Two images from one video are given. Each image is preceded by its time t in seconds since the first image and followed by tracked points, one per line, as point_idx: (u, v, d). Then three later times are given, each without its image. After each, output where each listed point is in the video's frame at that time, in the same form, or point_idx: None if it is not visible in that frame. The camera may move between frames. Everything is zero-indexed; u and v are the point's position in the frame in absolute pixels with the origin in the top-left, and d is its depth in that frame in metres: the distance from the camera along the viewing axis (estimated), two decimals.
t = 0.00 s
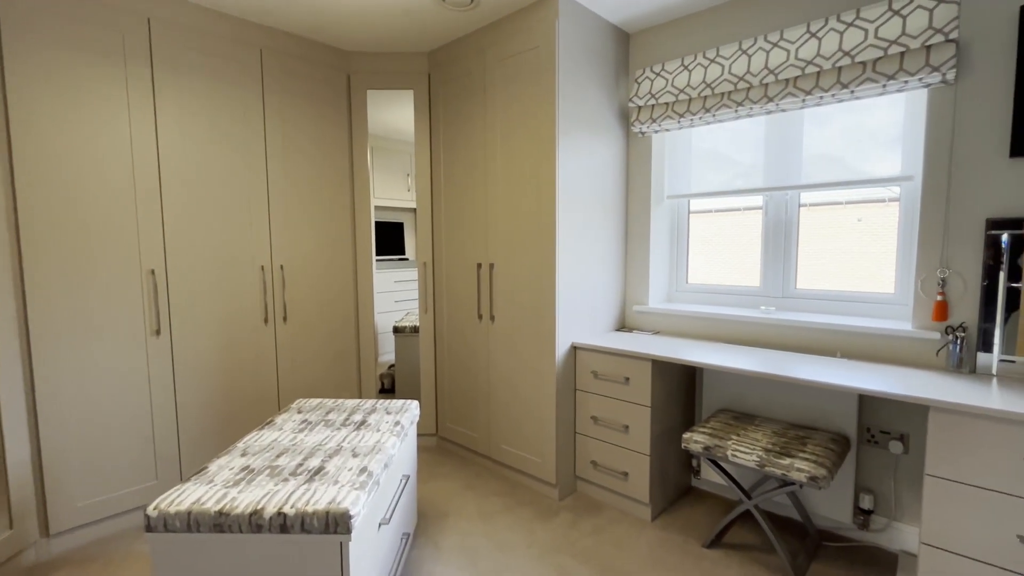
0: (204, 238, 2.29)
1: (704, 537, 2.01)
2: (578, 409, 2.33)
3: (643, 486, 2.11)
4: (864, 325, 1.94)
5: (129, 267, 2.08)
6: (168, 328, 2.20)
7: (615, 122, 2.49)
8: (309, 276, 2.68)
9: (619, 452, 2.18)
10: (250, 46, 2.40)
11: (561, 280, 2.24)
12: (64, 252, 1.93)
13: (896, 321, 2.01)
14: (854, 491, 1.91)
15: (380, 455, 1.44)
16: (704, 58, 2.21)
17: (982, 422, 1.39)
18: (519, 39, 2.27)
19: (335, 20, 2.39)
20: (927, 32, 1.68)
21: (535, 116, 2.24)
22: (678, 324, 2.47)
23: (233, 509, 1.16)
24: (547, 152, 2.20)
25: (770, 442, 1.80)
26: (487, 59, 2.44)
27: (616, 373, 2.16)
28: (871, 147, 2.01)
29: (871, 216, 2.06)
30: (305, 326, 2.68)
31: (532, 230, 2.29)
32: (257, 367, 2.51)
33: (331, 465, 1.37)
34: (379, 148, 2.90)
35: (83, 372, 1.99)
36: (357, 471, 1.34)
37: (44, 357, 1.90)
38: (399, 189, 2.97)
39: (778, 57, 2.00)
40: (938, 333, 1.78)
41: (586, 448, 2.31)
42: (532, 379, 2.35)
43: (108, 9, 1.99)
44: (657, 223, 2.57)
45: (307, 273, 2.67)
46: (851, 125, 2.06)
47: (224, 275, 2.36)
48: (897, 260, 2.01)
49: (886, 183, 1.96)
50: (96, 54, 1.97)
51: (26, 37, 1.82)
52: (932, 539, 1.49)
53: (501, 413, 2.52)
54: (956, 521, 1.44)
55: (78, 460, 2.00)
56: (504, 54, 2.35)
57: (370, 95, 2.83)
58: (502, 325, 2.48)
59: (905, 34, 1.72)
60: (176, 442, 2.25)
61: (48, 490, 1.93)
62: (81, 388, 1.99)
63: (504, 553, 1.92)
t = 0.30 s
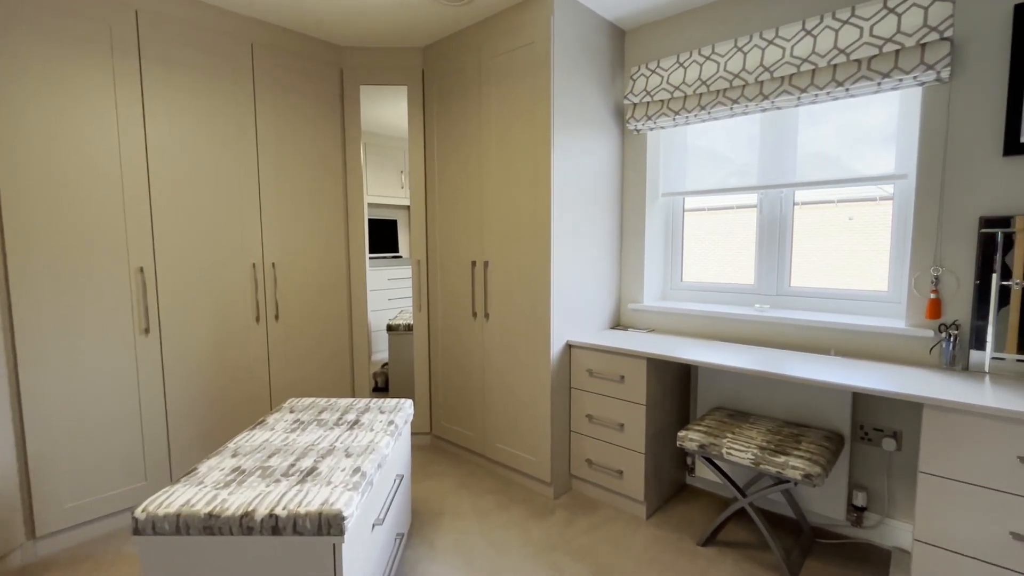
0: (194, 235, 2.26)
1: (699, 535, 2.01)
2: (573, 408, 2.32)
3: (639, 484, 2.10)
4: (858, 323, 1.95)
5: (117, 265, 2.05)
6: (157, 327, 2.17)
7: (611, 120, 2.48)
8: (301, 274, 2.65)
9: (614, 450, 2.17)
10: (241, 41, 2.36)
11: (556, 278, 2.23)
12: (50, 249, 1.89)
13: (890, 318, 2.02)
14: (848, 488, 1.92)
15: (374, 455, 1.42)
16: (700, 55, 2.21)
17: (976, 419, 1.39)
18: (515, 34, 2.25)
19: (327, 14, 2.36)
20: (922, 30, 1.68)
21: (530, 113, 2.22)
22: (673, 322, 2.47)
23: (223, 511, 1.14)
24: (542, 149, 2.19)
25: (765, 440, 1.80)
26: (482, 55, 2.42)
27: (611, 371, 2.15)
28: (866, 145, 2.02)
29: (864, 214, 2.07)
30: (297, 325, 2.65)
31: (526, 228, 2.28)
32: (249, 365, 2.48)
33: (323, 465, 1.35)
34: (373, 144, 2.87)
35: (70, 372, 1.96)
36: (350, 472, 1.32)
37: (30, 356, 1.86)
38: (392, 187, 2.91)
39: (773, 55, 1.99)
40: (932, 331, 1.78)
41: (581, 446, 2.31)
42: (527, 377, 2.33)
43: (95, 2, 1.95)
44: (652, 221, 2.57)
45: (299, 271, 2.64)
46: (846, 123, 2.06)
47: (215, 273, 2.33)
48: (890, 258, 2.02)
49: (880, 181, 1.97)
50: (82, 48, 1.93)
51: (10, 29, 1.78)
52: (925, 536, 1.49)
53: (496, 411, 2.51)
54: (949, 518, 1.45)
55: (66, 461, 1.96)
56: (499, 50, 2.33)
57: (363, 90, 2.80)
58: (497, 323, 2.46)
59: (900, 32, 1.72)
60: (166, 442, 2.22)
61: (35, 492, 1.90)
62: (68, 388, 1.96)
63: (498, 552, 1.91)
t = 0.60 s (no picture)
0: (184, 230, 2.21)
1: (698, 534, 1.99)
2: (570, 406, 2.29)
3: (637, 483, 2.08)
4: (859, 320, 1.93)
5: (104, 260, 1.99)
6: (146, 324, 2.12)
7: (608, 114, 2.44)
8: (294, 270, 2.60)
9: (613, 449, 2.15)
10: (232, 31, 2.31)
11: (554, 274, 2.20)
12: (33, 244, 1.83)
13: (889, 315, 2.00)
14: (847, 487, 1.91)
15: (368, 455, 1.39)
16: (699, 48, 2.18)
17: (979, 417, 1.38)
18: (512, 26, 2.21)
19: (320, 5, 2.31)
20: (926, 23, 1.66)
21: (528, 107, 2.18)
22: (672, 319, 2.44)
23: (212, 515, 1.10)
24: (540, 143, 2.15)
25: (765, 439, 1.78)
26: (478, 47, 2.38)
27: (609, 369, 2.13)
28: (865, 141, 2.00)
29: (861, 212, 2.06)
30: (290, 322, 2.60)
31: (523, 223, 2.25)
32: (240, 363, 2.44)
33: (316, 466, 1.32)
34: (367, 138, 2.82)
35: (55, 370, 1.91)
36: (345, 473, 1.28)
37: (13, 355, 1.81)
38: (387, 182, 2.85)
39: (774, 48, 1.97)
40: (933, 328, 1.77)
41: (579, 444, 2.28)
42: (524, 375, 2.30)
43: None
44: (650, 217, 2.54)
45: (292, 267, 2.59)
46: (846, 119, 2.04)
47: (205, 269, 2.28)
48: (887, 255, 2.01)
49: (880, 177, 1.95)
50: (66, 36, 1.87)
51: None
52: (928, 535, 1.48)
53: (492, 409, 2.48)
54: (951, 516, 1.43)
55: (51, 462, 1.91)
56: (496, 42, 2.29)
57: (357, 83, 2.75)
58: (493, 320, 2.43)
59: (903, 25, 1.70)
60: (155, 441, 2.17)
61: (19, 494, 1.85)
62: (53, 387, 1.90)
63: (495, 553, 1.88)
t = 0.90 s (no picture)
0: (174, 225, 2.16)
1: (698, 533, 1.97)
2: (569, 404, 2.26)
3: (636, 482, 2.05)
4: (861, 316, 1.90)
5: (91, 256, 1.95)
6: (135, 321, 2.07)
7: (607, 107, 2.41)
8: (288, 266, 2.56)
9: (611, 447, 2.12)
10: (224, 22, 2.26)
11: (552, 270, 2.16)
12: (17, 239, 1.78)
13: (891, 312, 1.98)
14: (849, 485, 1.88)
15: (361, 455, 1.35)
16: (700, 40, 2.14)
17: (986, 415, 1.35)
18: (509, 18, 2.17)
19: None
20: (932, 13, 1.62)
21: (525, 99, 2.14)
22: (671, 316, 2.41)
23: (198, 518, 1.06)
24: (538, 137, 2.11)
25: (766, 437, 1.75)
26: (475, 39, 2.34)
27: (608, 366, 2.10)
28: (867, 135, 1.97)
29: (861, 209, 2.04)
30: (283, 319, 2.56)
31: (520, 218, 2.21)
32: (233, 361, 2.40)
33: (307, 466, 1.28)
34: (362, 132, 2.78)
35: (41, 368, 1.86)
36: (337, 474, 1.25)
37: None
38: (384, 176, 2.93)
39: (777, 40, 1.93)
40: (937, 325, 1.74)
41: (577, 443, 2.25)
42: (522, 372, 2.27)
43: None
44: (650, 213, 2.51)
45: (285, 264, 2.55)
46: (848, 112, 2.01)
47: (196, 265, 2.24)
48: (886, 252, 1.99)
49: (883, 172, 1.92)
50: (50, 25, 1.82)
51: None
52: (932, 535, 1.45)
53: (489, 408, 2.45)
54: (956, 516, 1.41)
55: (37, 462, 1.87)
56: (493, 34, 2.25)
57: (352, 76, 2.70)
58: (490, 318, 2.40)
59: (908, 15, 1.66)
60: (145, 440, 2.13)
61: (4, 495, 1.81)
62: (39, 385, 1.86)
63: (492, 553, 1.85)
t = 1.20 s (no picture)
0: (167, 224, 2.13)
1: (699, 538, 1.92)
2: (568, 406, 2.22)
3: (636, 486, 2.01)
4: (867, 317, 1.86)
5: (82, 255, 1.92)
6: (127, 322, 2.04)
7: (607, 104, 2.37)
8: (283, 266, 2.53)
9: (611, 450, 2.08)
10: (218, 19, 2.23)
11: (551, 270, 2.12)
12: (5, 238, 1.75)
13: (897, 313, 1.93)
14: (855, 490, 1.84)
15: (353, 460, 1.31)
16: (701, 36, 2.10)
17: (996, 419, 1.31)
18: (507, 13, 2.14)
19: None
20: (939, 6, 1.58)
21: (524, 96, 2.10)
22: (672, 316, 2.37)
23: (181, 526, 1.03)
24: (536, 134, 2.07)
25: (769, 440, 1.71)
26: (473, 35, 2.30)
27: (607, 368, 2.06)
28: (872, 131, 1.92)
29: (865, 208, 1.99)
30: (279, 319, 2.53)
31: (519, 217, 2.17)
32: (227, 362, 2.36)
33: (296, 471, 1.24)
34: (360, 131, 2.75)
35: (29, 370, 1.83)
36: (326, 479, 1.21)
37: None
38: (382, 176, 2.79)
39: (780, 35, 1.89)
40: (945, 325, 1.70)
41: (576, 446, 2.21)
42: (520, 374, 2.23)
43: None
44: (650, 212, 2.47)
45: (281, 263, 2.52)
46: (852, 109, 1.97)
47: (189, 265, 2.20)
48: (892, 252, 1.95)
49: (888, 169, 1.88)
50: (39, 21, 1.79)
51: None
52: (940, 542, 1.41)
53: (487, 410, 2.41)
54: (965, 523, 1.36)
55: (26, 465, 1.84)
56: (491, 30, 2.22)
57: (348, 74, 2.67)
58: (488, 318, 2.36)
59: (915, 8, 1.62)
60: (137, 443, 2.09)
61: None
62: (27, 387, 1.82)
63: (488, 558, 1.81)
